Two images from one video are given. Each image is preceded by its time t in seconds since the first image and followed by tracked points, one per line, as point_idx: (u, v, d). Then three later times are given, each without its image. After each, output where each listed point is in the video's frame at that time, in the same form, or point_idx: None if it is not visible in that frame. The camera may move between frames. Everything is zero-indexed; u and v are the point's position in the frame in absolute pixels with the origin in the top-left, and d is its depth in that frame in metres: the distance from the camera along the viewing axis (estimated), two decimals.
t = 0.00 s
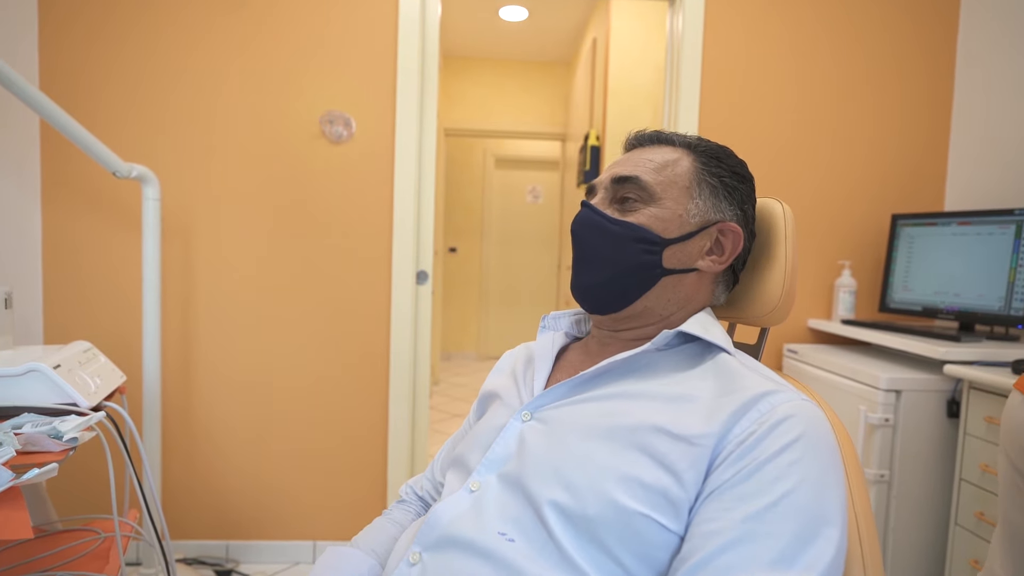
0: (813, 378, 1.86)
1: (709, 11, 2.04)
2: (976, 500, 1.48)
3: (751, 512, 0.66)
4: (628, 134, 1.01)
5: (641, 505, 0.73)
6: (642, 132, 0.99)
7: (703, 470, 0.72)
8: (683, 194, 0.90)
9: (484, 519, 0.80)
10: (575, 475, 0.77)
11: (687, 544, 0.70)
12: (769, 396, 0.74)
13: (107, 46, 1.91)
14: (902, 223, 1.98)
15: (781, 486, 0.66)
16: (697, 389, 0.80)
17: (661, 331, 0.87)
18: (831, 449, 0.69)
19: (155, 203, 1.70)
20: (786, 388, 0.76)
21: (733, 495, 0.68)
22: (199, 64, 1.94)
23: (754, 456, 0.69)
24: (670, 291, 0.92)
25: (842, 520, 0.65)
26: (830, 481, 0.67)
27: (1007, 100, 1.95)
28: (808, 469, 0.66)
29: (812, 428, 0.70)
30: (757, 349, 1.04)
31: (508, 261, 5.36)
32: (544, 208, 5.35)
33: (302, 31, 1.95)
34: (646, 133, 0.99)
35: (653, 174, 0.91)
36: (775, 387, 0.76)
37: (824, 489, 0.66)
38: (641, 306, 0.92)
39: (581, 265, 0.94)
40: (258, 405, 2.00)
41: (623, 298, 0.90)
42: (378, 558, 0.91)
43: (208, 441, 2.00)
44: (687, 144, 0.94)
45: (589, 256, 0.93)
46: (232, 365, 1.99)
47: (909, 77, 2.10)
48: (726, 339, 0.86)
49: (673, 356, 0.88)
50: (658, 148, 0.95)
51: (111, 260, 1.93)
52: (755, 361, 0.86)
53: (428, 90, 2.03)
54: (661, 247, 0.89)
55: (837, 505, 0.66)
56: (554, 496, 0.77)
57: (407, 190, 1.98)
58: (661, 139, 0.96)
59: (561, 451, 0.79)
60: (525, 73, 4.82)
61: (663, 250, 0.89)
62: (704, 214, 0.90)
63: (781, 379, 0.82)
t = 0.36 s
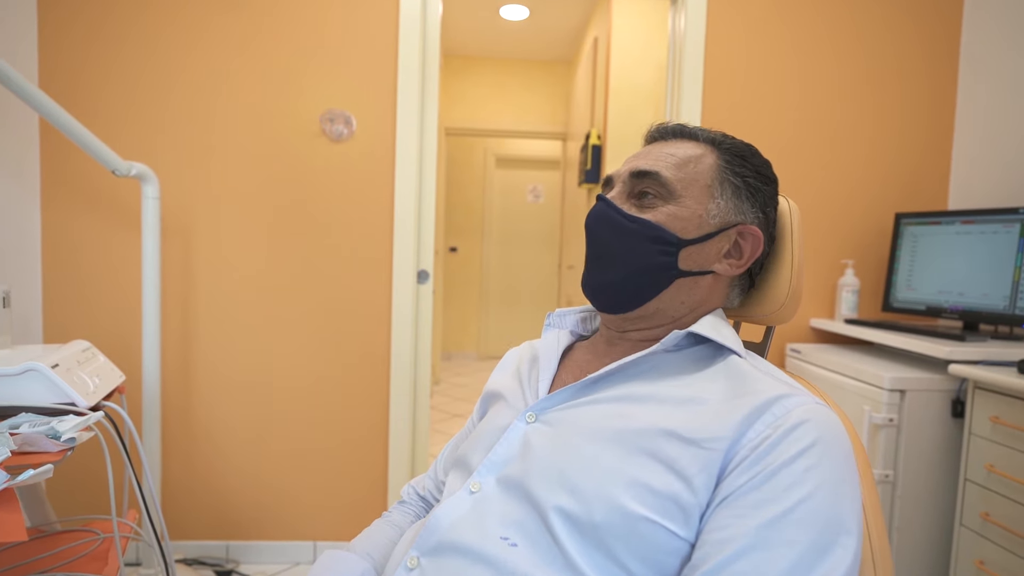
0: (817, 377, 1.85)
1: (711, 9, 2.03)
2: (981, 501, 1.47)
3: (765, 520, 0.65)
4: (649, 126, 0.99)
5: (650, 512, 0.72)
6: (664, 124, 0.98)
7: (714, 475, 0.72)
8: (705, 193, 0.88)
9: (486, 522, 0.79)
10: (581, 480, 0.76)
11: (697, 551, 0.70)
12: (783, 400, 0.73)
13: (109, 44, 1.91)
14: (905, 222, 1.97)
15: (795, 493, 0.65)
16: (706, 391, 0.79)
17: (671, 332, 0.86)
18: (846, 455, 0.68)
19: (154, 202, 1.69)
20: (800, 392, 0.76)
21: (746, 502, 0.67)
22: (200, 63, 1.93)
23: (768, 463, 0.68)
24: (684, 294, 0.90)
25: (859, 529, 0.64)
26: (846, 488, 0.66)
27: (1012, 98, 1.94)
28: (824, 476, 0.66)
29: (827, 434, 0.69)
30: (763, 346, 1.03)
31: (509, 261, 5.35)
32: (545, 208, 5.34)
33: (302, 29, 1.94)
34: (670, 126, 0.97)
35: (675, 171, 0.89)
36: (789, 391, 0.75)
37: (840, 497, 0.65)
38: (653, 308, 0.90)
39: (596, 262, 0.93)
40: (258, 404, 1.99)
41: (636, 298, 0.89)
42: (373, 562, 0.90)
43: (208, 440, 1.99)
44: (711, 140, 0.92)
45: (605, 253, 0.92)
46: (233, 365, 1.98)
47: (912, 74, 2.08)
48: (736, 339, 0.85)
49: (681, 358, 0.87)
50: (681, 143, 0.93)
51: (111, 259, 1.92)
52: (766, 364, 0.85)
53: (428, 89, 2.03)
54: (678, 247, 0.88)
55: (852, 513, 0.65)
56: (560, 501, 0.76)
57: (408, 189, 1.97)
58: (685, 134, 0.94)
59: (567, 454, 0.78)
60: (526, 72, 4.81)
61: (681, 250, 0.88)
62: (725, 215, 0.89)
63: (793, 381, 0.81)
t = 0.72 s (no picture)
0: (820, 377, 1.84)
1: (713, 7, 2.02)
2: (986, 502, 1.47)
3: (791, 533, 0.64)
4: (677, 120, 0.99)
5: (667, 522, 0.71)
6: (693, 118, 0.97)
7: (735, 483, 0.70)
8: (732, 182, 0.87)
9: (495, 531, 0.78)
10: (595, 488, 0.75)
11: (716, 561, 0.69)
12: (809, 404, 0.72)
13: (108, 43, 1.90)
14: (908, 220, 1.96)
15: (823, 504, 0.64)
16: (726, 393, 0.78)
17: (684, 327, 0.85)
18: (877, 463, 0.66)
19: (152, 200, 1.69)
20: (826, 395, 0.74)
21: (769, 513, 0.66)
22: (200, 62, 1.92)
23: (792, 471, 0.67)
24: (703, 284, 0.88)
25: (889, 543, 0.63)
26: (877, 499, 0.64)
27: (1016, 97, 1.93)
28: (854, 486, 0.64)
29: (858, 441, 0.67)
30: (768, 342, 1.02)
31: (510, 260, 5.34)
32: (545, 208, 5.33)
33: (302, 28, 1.94)
34: (697, 119, 0.96)
35: (703, 158, 0.88)
36: (815, 395, 0.73)
37: (871, 508, 0.64)
38: (670, 296, 0.89)
39: (616, 246, 0.92)
40: (258, 404, 1.99)
41: (654, 283, 0.88)
42: (373, 565, 0.89)
43: (208, 440, 1.98)
44: (741, 132, 0.91)
45: (625, 235, 0.91)
46: (233, 365, 1.98)
47: (915, 73, 2.07)
48: (757, 339, 0.84)
49: (698, 356, 0.86)
50: (709, 134, 0.92)
51: (110, 259, 1.91)
52: (786, 363, 0.84)
53: (428, 87, 2.02)
54: (701, 233, 0.86)
55: (884, 525, 0.64)
56: (575, 509, 0.75)
57: (408, 188, 1.96)
58: (713, 127, 0.93)
59: (580, 459, 0.77)
60: (526, 72, 4.80)
61: (704, 236, 0.86)
62: (750, 207, 0.87)
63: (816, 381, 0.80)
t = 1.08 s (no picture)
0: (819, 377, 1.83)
1: (715, 4, 2.01)
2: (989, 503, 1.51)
3: (796, 535, 0.63)
4: (670, 115, 0.98)
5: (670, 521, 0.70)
6: (685, 114, 0.96)
7: (739, 482, 0.70)
8: (725, 183, 0.86)
9: (493, 530, 0.77)
10: (596, 485, 0.74)
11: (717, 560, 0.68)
12: (814, 404, 0.71)
13: (107, 41, 1.89)
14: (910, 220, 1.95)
15: (828, 505, 0.63)
16: (729, 391, 0.77)
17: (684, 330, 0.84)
18: (883, 465, 0.66)
19: (151, 198, 1.68)
20: (830, 395, 0.73)
21: (774, 513, 0.65)
22: (199, 60, 1.91)
23: (798, 471, 0.66)
24: (702, 284, 0.87)
25: (897, 546, 0.62)
26: (884, 502, 0.64)
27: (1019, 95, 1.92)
28: (860, 487, 0.64)
29: (864, 442, 0.67)
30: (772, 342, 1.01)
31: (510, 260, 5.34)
32: (545, 207, 5.33)
33: (301, 25, 1.93)
34: (688, 116, 0.95)
35: (695, 159, 0.87)
36: (820, 394, 0.73)
37: (877, 510, 0.63)
38: (668, 297, 0.88)
39: (613, 248, 0.91)
40: (257, 403, 1.98)
41: (651, 286, 0.87)
42: (371, 566, 0.88)
43: (206, 440, 1.98)
44: (733, 127, 0.90)
45: (621, 237, 0.90)
46: (232, 364, 1.97)
47: (917, 71, 2.06)
48: (758, 338, 0.83)
49: (699, 354, 0.85)
50: (702, 132, 0.91)
51: (108, 258, 1.90)
52: (788, 362, 0.83)
53: (429, 85, 2.00)
54: (697, 234, 0.85)
55: (891, 527, 0.63)
56: (575, 506, 0.74)
57: (408, 187, 1.95)
58: (706, 124, 0.92)
59: (581, 456, 0.76)
60: (526, 71, 4.79)
61: (699, 239, 0.85)
62: (744, 207, 0.86)
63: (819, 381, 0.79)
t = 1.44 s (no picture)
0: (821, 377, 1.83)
1: (716, 3, 2.00)
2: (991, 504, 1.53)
3: (800, 543, 0.62)
4: (677, 113, 0.97)
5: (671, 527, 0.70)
6: (693, 111, 0.95)
7: (741, 489, 0.69)
8: (732, 180, 0.85)
9: (491, 535, 0.77)
10: (596, 490, 0.73)
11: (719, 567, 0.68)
12: (817, 410, 0.71)
13: (107, 42, 1.89)
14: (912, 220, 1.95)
15: (832, 513, 0.63)
16: (732, 395, 0.76)
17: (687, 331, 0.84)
18: (887, 472, 0.65)
19: (151, 198, 1.67)
20: (833, 401, 0.73)
21: (776, 520, 0.65)
22: (199, 59, 1.91)
23: (801, 478, 0.66)
24: (705, 284, 0.87)
25: (901, 554, 0.62)
26: (887, 511, 0.63)
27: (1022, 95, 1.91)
28: (863, 496, 0.63)
29: (868, 450, 0.66)
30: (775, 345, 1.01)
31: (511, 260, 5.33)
32: (546, 206, 5.32)
33: (302, 24, 1.92)
34: (696, 113, 0.94)
35: (702, 155, 0.86)
36: (824, 400, 0.72)
37: (881, 519, 0.63)
38: (671, 297, 0.87)
39: (616, 244, 0.90)
40: (258, 404, 1.98)
41: (654, 284, 0.86)
42: (371, 569, 0.88)
43: (206, 440, 1.97)
44: (741, 126, 0.89)
45: (624, 233, 0.89)
46: (232, 364, 1.97)
47: (919, 70, 2.06)
48: (761, 341, 0.83)
49: (701, 358, 0.85)
50: (709, 130, 0.90)
51: (108, 258, 1.90)
52: (790, 366, 0.83)
53: (429, 85, 2.00)
54: (702, 232, 0.84)
55: (894, 536, 0.63)
56: (575, 512, 0.73)
57: (408, 187, 1.95)
58: (713, 122, 0.91)
59: (581, 461, 0.76)
60: (527, 70, 4.79)
61: (704, 235, 0.85)
62: (751, 205, 0.85)
63: (822, 386, 0.79)
